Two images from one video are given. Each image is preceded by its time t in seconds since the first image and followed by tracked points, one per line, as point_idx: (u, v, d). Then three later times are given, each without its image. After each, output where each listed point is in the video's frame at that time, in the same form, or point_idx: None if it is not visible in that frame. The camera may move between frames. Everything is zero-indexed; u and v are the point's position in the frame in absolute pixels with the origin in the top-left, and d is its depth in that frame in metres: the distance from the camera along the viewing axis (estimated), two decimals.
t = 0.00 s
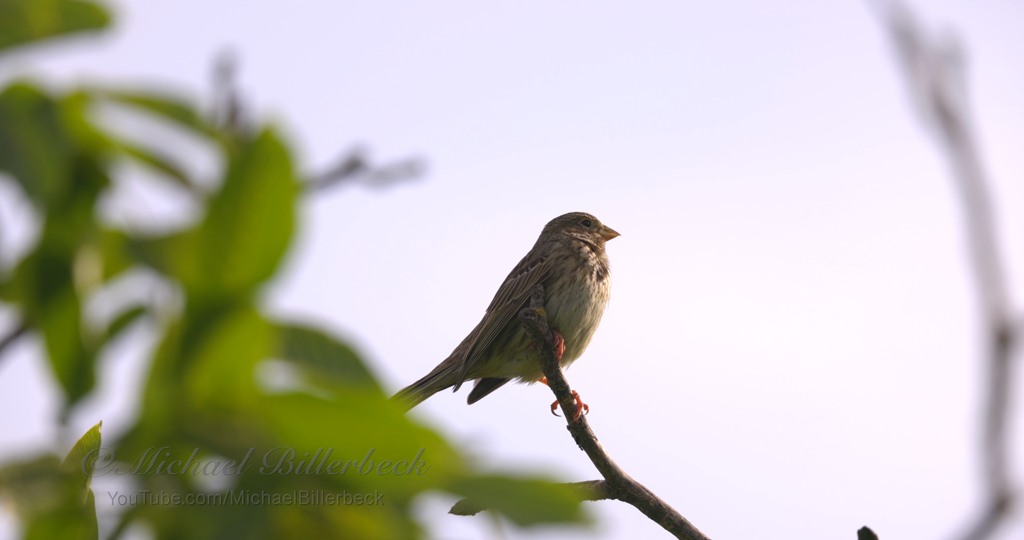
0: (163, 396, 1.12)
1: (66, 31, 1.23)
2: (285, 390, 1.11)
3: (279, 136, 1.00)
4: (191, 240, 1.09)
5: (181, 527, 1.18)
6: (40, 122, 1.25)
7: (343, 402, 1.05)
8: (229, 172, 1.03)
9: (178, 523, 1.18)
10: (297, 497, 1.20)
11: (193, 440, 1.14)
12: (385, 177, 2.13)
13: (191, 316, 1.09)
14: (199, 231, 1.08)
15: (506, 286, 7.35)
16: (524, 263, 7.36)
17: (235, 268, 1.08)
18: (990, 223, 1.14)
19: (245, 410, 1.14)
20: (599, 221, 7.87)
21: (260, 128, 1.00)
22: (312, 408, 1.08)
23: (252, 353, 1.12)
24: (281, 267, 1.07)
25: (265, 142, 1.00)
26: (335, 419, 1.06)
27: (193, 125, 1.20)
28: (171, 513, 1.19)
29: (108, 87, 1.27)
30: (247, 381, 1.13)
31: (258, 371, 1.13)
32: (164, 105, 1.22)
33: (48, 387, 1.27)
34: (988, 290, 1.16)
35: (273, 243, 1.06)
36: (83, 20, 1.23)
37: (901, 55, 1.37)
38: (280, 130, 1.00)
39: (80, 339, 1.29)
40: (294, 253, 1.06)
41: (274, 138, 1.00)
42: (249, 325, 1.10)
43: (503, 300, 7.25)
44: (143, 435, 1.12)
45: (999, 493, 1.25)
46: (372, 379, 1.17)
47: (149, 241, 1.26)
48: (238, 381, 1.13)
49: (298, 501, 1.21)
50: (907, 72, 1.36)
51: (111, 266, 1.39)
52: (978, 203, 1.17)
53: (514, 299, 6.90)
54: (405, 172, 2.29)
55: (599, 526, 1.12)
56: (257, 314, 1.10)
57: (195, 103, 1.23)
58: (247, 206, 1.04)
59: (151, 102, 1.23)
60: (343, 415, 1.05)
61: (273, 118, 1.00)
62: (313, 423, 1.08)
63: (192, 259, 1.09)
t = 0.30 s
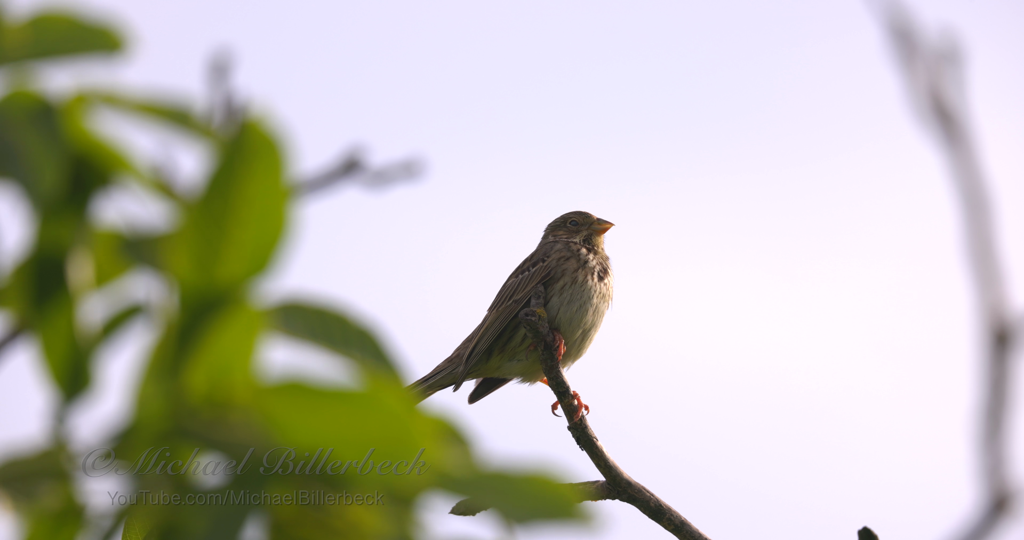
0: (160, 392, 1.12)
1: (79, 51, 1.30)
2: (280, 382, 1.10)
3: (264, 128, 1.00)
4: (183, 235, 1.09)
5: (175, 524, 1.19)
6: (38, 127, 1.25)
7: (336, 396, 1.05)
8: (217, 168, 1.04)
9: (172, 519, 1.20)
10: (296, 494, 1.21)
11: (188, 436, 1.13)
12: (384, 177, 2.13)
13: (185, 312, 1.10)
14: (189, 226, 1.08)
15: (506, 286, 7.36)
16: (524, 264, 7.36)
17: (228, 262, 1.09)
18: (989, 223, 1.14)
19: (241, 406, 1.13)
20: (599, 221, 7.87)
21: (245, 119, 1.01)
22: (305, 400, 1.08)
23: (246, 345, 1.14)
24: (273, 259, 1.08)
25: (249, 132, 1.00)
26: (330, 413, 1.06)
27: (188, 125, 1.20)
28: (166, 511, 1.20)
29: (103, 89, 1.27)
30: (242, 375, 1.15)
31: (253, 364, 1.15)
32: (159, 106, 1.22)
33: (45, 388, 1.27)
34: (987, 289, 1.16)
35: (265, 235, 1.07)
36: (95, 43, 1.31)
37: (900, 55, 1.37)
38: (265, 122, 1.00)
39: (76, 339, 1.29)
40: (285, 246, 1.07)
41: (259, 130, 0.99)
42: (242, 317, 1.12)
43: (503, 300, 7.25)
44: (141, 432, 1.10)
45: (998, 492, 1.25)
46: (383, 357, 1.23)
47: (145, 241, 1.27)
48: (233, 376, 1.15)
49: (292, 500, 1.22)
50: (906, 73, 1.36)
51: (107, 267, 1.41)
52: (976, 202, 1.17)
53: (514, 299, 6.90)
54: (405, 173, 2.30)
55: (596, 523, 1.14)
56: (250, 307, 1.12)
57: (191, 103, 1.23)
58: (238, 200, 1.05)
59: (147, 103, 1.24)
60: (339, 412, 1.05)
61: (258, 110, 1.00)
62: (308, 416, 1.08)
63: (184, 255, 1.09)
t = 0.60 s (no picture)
0: (157, 386, 1.12)
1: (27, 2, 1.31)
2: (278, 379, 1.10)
3: (263, 124, 1.00)
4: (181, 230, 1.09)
5: (176, 521, 1.20)
6: (31, 117, 1.27)
7: (331, 391, 1.07)
8: (215, 162, 1.03)
9: (174, 517, 1.21)
10: (296, 494, 1.21)
11: (186, 431, 1.13)
12: (380, 175, 2.13)
13: (182, 305, 1.10)
14: (187, 220, 1.08)
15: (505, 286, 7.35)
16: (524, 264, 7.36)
17: (225, 257, 1.09)
18: (990, 222, 1.14)
19: (238, 400, 1.14)
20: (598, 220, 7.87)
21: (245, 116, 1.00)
22: (303, 396, 1.10)
23: (243, 343, 1.13)
24: (270, 256, 1.07)
25: (249, 129, 1.00)
26: (327, 410, 1.08)
27: (185, 121, 1.21)
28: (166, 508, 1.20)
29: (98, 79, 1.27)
30: (239, 369, 1.14)
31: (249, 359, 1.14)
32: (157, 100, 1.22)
33: (41, 380, 1.27)
34: (987, 290, 1.16)
35: (261, 232, 1.06)
36: None
37: (900, 54, 1.37)
38: (265, 118, 1.00)
39: (72, 331, 1.29)
40: (282, 243, 1.06)
41: (258, 126, 0.99)
42: (241, 314, 1.11)
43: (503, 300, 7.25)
44: (137, 426, 1.11)
45: (999, 492, 1.25)
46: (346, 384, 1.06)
47: (141, 232, 1.26)
48: (230, 371, 1.14)
49: (291, 501, 1.23)
50: (906, 72, 1.36)
51: (103, 258, 1.40)
52: (977, 202, 1.17)
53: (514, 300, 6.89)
54: (399, 168, 2.29)
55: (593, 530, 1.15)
56: (247, 304, 1.10)
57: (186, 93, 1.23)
58: (234, 195, 1.05)
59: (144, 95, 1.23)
60: (336, 409, 1.07)
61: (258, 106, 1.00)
62: (307, 413, 1.09)
63: (182, 248, 1.10)
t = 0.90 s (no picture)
0: (162, 400, 1.13)
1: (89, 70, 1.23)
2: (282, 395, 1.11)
3: (265, 142, 1.02)
4: (185, 246, 1.11)
5: (186, 527, 1.20)
6: (37, 130, 1.24)
7: (336, 412, 1.05)
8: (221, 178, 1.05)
9: (184, 524, 1.20)
10: (298, 497, 1.20)
11: (192, 442, 1.14)
12: (385, 175, 2.13)
13: (187, 321, 1.10)
14: (192, 237, 1.09)
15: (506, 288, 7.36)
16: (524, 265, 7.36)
17: (230, 273, 1.10)
18: (987, 220, 1.14)
19: (244, 413, 1.15)
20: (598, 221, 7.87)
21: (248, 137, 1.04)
22: (308, 417, 1.09)
23: (250, 357, 1.15)
24: (278, 273, 1.09)
25: (252, 149, 1.03)
26: (331, 429, 1.07)
27: (190, 129, 1.22)
28: (174, 513, 1.20)
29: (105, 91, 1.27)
30: (246, 386, 1.15)
31: (256, 376, 1.15)
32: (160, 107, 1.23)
33: (47, 389, 1.27)
34: (985, 288, 1.16)
35: (267, 249, 1.08)
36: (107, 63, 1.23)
37: (898, 53, 1.38)
38: (267, 136, 1.02)
39: (76, 340, 1.30)
40: (287, 259, 1.08)
41: (260, 144, 1.02)
42: (246, 328, 1.12)
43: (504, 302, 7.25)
44: (142, 436, 1.12)
45: (996, 490, 1.26)
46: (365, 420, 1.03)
47: (144, 241, 1.27)
48: (238, 387, 1.15)
49: (296, 501, 1.20)
50: (904, 71, 1.36)
51: (106, 266, 1.41)
52: (974, 200, 1.17)
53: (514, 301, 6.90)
54: (405, 172, 2.29)
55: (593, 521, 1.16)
56: (257, 320, 1.12)
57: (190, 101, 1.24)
58: (239, 214, 1.06)
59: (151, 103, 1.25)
60: (340, 427, 1.06)
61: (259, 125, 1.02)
62: (313, 430, 1.09)
63: (188, 265, 1.11)
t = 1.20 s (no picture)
0: (161, 389, 1.13)
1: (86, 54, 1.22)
2: (282, 376, 1.10)
3: (274, 125, 1.02)
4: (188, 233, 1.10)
5: (175, 521, 1.19)
6: (39, 123, 1.26)
7: (339, 390, 1.04)
8: (226, 161, 1.04)
9: (173, 517, 1.19)
10: (296, 495, 1.21)
11: (191, 431, 1.12)
12: (385, 174, 2.13)
13: (188, 308, 1.10)
14: (196, 220, 1.08)
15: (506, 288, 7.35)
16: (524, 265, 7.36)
17: (232, 258, 1.08)
18: (990, 218, 1.14)
19: (243, 402, 1.13)
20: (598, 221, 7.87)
21: (257, 118, 1.03)
22: (308, 394, 1.08)
23: (249, 340, 1.15)
24: (277, 256, 1.07)
25: (261, 131, 1.02)
26: (333, 407, 1.06)
27: (187, 120, 1.21)
28: (166, 510, 1.19)
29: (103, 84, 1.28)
30: (245, 369, 1.14)
31: (255, 359, 1.14)
32: (158, 102, 1.22)
33: (46, 385, 1.26)
34: (987, 286, 1.16)
35: (269, 234, 1.06)
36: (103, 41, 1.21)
37: (901, 51, 1.37)
38: (275, 119, 1.02)
39: (76, 335, 1.30)
40: (291, 242, 1.07)
41: (269, 126, 1.02)
42: (244, 312, 1.12)
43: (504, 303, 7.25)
44: (142, 428, 1.10)
45: (999, 488, 1.25)
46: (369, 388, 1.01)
47: (144, 237, 1.26)
48: (235, 370, 1.15)
49: (297, 500, 1.23)
50: (907, 69, 1.36)
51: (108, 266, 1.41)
52: (977, 198, 1.17)
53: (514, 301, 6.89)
54: (404, 169, 2.29)
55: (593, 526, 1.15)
56: (252, 303, 1.12)
57: (190, 96, 1.23)
58: (242, 197, 1.05)
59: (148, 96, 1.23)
60: (343, 403, 1.05)
61: (267, 108, 1.02)
62: (311, 410, 1.08)
63: (190, 249, 1.09)
